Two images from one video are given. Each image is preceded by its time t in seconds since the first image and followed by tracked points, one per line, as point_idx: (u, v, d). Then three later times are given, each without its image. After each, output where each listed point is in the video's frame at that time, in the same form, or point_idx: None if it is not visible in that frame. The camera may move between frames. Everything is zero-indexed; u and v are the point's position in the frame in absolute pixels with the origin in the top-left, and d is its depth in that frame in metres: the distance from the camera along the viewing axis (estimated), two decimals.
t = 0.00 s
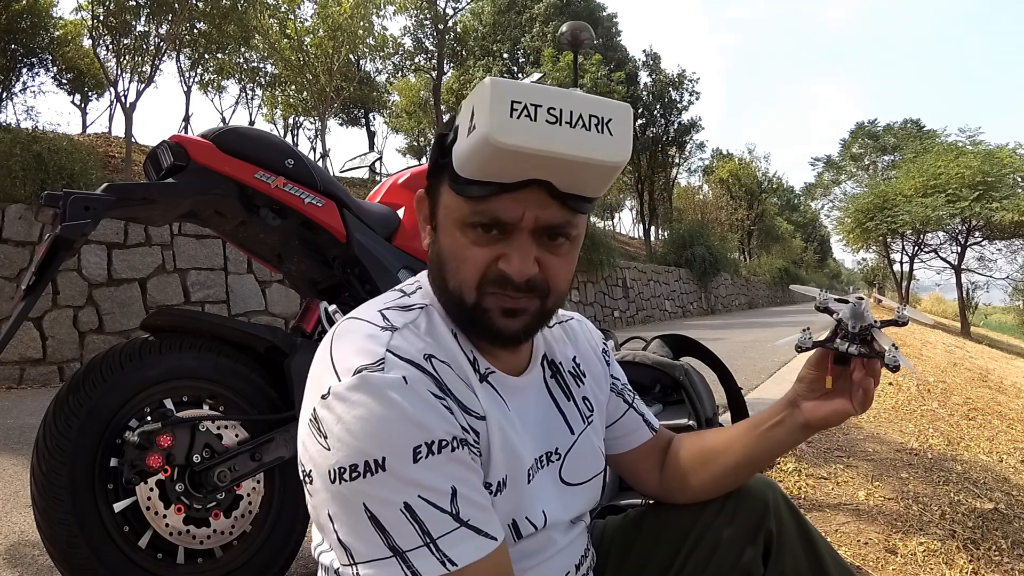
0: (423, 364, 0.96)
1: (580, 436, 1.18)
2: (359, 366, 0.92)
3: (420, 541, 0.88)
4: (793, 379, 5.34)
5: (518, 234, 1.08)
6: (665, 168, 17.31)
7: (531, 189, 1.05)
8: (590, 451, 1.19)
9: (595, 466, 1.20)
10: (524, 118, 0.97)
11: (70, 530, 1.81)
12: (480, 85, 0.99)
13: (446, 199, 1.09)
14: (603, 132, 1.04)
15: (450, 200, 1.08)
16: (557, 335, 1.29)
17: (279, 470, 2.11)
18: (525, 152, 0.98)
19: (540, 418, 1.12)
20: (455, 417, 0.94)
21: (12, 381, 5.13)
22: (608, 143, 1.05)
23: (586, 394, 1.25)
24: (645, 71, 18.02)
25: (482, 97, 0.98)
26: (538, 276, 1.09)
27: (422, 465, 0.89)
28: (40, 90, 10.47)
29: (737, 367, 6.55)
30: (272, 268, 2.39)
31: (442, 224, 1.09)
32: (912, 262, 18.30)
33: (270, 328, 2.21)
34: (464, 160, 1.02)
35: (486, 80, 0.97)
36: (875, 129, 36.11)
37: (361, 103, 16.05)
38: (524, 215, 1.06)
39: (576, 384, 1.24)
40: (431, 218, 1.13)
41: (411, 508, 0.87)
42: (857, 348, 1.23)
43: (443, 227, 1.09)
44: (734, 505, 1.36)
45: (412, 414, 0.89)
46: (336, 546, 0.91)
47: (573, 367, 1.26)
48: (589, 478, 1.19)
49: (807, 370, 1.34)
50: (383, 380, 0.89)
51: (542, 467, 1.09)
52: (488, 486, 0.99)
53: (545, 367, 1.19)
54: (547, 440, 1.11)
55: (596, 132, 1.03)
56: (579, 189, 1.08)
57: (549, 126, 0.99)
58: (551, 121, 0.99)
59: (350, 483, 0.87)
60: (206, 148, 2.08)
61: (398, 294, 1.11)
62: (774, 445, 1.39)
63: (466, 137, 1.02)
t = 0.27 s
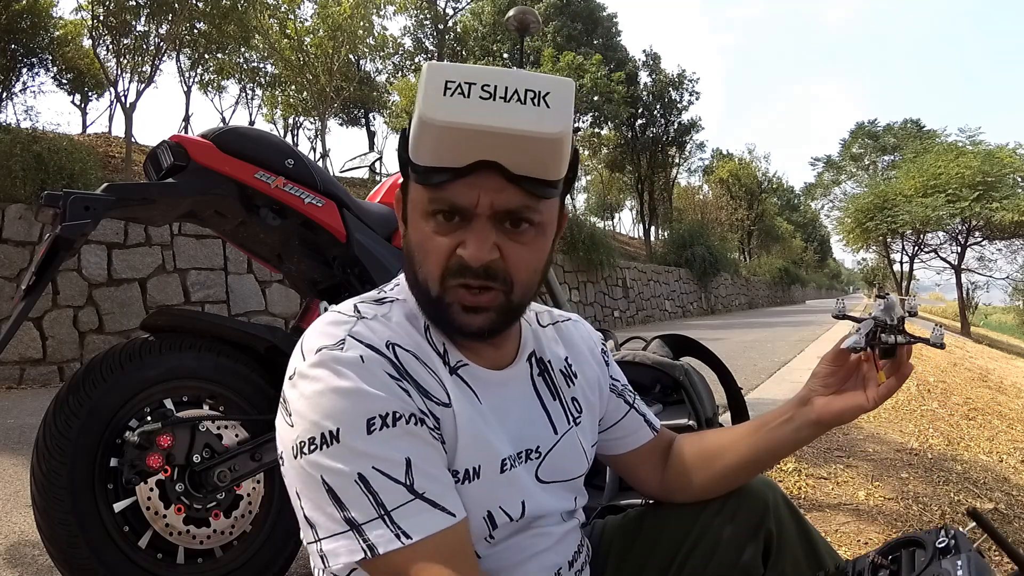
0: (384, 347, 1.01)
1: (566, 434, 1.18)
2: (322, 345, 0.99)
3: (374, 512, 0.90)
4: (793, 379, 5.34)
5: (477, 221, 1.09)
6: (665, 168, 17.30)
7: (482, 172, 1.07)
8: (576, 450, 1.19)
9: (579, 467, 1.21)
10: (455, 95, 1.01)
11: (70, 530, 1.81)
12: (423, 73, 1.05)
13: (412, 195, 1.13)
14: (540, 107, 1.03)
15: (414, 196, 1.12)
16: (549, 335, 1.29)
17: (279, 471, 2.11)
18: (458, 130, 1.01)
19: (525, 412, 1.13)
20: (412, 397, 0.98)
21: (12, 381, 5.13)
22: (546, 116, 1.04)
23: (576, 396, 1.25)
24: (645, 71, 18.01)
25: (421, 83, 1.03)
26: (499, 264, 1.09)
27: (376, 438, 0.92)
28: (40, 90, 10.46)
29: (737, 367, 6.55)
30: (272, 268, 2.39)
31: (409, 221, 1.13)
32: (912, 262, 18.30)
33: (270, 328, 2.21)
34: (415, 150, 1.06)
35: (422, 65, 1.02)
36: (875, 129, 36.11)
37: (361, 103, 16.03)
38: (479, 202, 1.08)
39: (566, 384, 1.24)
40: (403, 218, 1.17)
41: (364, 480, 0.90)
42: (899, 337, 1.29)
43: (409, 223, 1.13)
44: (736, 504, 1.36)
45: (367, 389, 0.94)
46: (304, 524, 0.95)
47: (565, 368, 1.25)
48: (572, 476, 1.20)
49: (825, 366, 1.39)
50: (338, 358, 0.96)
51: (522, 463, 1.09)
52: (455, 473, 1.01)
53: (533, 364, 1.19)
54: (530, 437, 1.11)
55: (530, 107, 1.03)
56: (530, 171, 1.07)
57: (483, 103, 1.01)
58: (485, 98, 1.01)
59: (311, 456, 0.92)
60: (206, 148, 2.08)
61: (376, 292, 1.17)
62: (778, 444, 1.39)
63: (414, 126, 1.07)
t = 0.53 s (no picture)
0: (351, 341, 1.03)
1: (552, 436, 1.18)
2: (292, 336, 1.04)
3: (318, 497, 0.88)
4: (793, 379, 5.35)
5: (455, 218, 1.09)
6: (665, 169, 17.30)
7: (457, 168, 1.06)
8: (560, 448, 1.20)
9: (564, 466, 1.21)
10: (427, 93, 1.01)
11: (71, 530, 1.81)
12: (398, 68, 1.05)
13: (388, 195, 1.13)
14: (512, 99, 1.03)
15: (391, 196, 1.12)
16: (540, 337, 1.31)
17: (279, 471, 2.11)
18: (431, 126, 1.01)
19: (505, 407, 1.13)
20: (374, 388, 1.00)
21: (12, 381, 5.13)
22: (522, 112, 1.04)
23: (564, 397, 1.26)
24: (645, 71, 18.00)
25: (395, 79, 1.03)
26: (479, 260, 1.10)
27: (329, 423, 0.93)
28: (40, 90, 10.45)
29: (737, 367, 6.54)
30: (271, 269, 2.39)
31: (388, 221, 1.14)
32: (911, 262, 18.29)
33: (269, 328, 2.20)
34: (388, 149, 1.06)
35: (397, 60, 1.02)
36: (875, 129, 36.09)
37: (361, 103, 16.01)
38: (455, 200, 1.08)
39: (554, 386, 1.24)
40: (382, 216, 1.17)
41: (313, 463, 0.90)
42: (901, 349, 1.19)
43: (388, 223, 1.13)
44: (733, 507, 1.39)
45: (324, 377, 0.96)
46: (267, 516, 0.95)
47: (553, 369, 1.26)
48: (555, 475, 1.20)
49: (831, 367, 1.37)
50: (302, 345, 1.00)
51: (499, 462, 1.09)
52: (425, 467, 1.02)
53: (518, 362, 1.21)
54: (512, 435, 1.12)
55: (503, 101, 1.03)
56: (506, 166, 1.06)
57: (454, 99, 1.02)
58: (456, 94, 1.01)
59: (270, 442, 0.94)
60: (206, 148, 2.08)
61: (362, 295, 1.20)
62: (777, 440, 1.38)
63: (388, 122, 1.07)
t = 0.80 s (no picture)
0: (338, 354, 1.03)
1: (546, 433, 1.19)
2: (280, 352, 1.05)
3: (306, 521, 0.91)
4: (794, 379, 5.35)
5: (488, 221, 1.10)
6: (665, 169, 17.30)
7: (497, 173, 1.08)
8: (555, 447, 1.20)
9: (558, 465, 1.21)
10: (506, 100, 1.00)
11: (71, 531, 1.81)
12: (446, 73, 1.00)
13: (405, 201, 1.09)
14: (571, 105, 1.09)
15: (411, 201, 1.08)
16: (529, 333, 1.31)
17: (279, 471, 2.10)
18: (514, 134, 1.01)
19: (499, 412, 1.14)
20: (362, 403, 1.00)
21: (11, 381, 5.13)
22: (574, 116, 1.09)
23: (556, 393, 1.27)
24: (645, 71, 17.98)
25: (456, 85, 0.99)
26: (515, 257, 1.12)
27: (316, 444, 0.94)
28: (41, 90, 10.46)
29: (737, 367, 6.54)
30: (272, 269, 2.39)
31: (405, 228, 1.09)
32: (912, 262, 18.28)
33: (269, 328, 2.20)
34: (433, 156, 1.03)
35: (458, 66, 0.98)
36: (875, 129, 36.08)
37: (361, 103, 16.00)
38: (491, 204, 1.09)
39: (546, 381, 1.26)
40: (387, 225, 1.12)
41: (301, 487, 0.92)
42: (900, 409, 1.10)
43: (407, 230, 1.09)
44: (735, 513, 1.40)
45: (309, 395, 0.97)
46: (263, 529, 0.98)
47: (544, 365, 1.27)
48: (552, 474, 1.20)
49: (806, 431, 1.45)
50: (289, 363, 1.01)
51: (493, 465, 1.09)
52: (419, 478, 1.02)
53: (510, 361, 1.22)
54: (505, 437, 1.12)
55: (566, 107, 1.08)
56: (541, 163, 1.11)
57: (529, 105, 1.03)
58: (529, 100, 1.03)
59: (261, 460, 0.96)
60: (206, 148, 2.08)
61: (352, 297, 1.21)
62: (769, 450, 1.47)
63: (435, 129, 1.02)
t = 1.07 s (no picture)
0: (340, 356, 1.03)
1: (545, 432, 1.21)
2: (281, 353, 1.04)
3: (301, 528, 0.91)
4: (794, 379, 5.35)
5: (518, 209, 1.13)
6: (665, 169, 17.29)
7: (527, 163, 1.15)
8: (553, 446, 1.22)
9: (557, 465, 1.23)
10: (558, 91, 1.12)
11: (71, 531, 1.81)
12: (505, 65, 1.09)
13: (435, 190, 1.10)
14: (598, 103, 1.23)
15: (442, 191, 1.10)
16: (527, 332, 1.33)
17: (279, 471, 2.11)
18: (567, 121, 1.13)
19: (500, 414, 1.15)
20: (365, 406, 1.00)
21: (12, 381, 5.13)
22: (601, 113, 1.22)
23: (557, 391, 1.29)
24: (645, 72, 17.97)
25: (515, 76, 1.09)
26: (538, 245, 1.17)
27: (316, 449, 0.94)
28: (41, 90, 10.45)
29: (737, 366, 6.54)
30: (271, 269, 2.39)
31: (435, 217, 1.10)
32: (912, 262, 18.26)
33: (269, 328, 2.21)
34: (481, 142, 1.07)
35: (520, 61, 1.08)
36: (875, 129, 36.06)
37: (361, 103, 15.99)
38: (520, 193, 1.13)
39: (545, 380, 1.27)
40: (413, 214, 1.12)
41: (297, 492, 0.91)
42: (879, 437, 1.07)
43: (437, 219, 1.10)
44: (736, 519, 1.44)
45: (309, 398, 0.96)
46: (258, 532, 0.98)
47: (544, 365, 1.29)
48: (551, 474, 1.22)
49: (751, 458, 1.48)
50: (291, 364, 1.00)
51: (495, 465, 1.10)
52: (422, 481, 1.02)
53: (511, 360, 1.23)
54: (506, 437, 1.13)
55: (596, 103, 1.22)
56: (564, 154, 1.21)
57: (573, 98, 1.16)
58: (573, 95, 1.16)
59: (258, 463, 0.96)
60: (206, 148, 2.08)
61: (351, 298, 1.21)
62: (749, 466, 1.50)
63: (487, 117, 1.08)
